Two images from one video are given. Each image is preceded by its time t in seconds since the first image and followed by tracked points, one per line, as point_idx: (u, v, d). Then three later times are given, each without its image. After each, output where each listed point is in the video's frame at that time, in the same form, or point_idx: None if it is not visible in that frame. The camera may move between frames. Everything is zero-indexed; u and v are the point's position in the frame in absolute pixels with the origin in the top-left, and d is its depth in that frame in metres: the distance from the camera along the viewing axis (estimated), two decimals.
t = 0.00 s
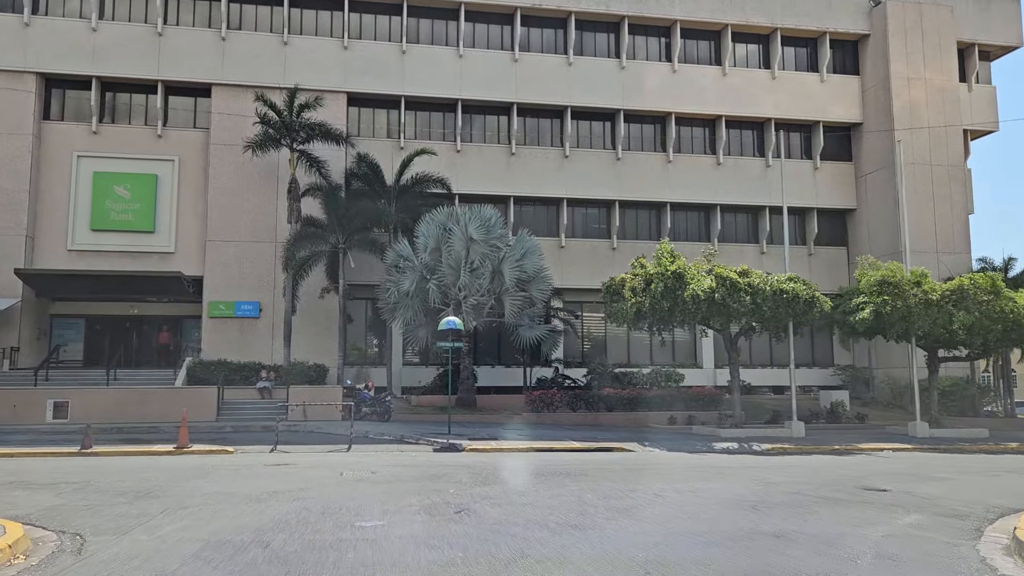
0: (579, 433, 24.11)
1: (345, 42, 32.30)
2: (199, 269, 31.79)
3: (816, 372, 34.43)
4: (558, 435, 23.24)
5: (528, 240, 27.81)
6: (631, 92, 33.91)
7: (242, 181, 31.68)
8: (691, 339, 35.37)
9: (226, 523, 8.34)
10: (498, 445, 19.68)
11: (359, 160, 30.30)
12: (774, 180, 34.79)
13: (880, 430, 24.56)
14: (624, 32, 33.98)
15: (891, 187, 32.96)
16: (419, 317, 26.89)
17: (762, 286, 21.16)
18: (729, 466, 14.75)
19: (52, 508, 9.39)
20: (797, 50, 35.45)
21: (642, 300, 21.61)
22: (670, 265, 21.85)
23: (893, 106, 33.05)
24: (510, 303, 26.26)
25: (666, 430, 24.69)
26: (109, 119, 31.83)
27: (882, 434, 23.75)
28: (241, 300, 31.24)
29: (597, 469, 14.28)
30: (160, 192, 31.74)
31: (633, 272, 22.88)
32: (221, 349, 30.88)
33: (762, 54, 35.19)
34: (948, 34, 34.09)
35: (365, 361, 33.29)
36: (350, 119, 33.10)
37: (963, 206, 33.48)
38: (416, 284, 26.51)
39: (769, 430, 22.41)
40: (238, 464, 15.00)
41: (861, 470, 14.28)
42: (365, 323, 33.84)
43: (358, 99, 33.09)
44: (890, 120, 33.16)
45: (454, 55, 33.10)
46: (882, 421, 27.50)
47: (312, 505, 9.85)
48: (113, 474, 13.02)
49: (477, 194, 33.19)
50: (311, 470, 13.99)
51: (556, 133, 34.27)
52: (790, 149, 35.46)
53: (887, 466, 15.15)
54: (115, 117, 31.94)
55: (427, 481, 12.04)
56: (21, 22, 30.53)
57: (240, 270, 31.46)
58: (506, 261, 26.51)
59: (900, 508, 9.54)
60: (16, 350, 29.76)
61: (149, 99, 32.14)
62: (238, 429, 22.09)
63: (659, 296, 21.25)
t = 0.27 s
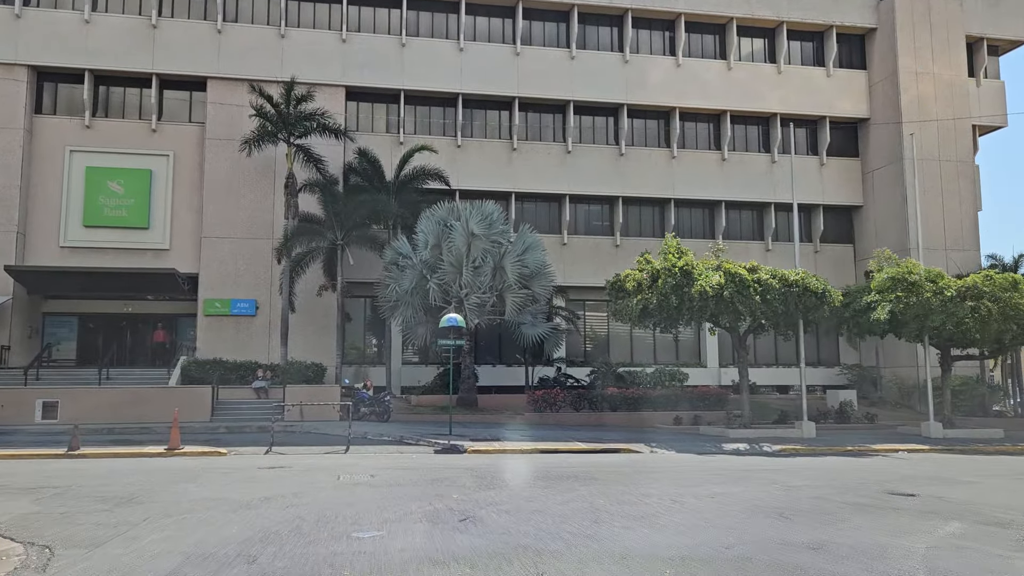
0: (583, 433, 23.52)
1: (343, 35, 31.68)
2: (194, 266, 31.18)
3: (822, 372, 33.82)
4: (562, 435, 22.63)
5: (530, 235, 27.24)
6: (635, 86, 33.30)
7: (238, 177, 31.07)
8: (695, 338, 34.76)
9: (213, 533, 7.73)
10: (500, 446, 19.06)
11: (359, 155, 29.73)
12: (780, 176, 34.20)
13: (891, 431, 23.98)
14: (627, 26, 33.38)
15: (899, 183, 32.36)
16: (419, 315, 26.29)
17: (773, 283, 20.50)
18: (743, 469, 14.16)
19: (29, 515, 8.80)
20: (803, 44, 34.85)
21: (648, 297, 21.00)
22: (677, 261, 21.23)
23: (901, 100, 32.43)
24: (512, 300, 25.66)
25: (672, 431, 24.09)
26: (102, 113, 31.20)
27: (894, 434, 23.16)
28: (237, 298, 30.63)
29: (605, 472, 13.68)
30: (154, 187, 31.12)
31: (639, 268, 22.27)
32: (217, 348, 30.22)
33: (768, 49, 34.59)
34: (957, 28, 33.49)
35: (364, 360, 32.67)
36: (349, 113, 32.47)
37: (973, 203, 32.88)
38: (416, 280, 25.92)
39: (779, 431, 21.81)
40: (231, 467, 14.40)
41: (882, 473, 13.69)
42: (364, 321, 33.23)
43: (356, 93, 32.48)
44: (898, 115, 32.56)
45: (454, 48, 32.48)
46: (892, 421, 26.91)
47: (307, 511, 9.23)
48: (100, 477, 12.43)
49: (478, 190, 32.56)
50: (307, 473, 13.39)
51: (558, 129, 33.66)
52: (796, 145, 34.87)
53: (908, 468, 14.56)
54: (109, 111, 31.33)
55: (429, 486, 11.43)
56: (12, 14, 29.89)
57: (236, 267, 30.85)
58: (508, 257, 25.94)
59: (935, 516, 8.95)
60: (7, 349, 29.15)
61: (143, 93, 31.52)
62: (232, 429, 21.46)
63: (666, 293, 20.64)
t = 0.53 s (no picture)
0: (587, 434, 22.84)
1: (341, 27, 31.01)
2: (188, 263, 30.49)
3: (829, 372, 33.15)
4: (566, 437, 21.96)
5: (532, 231, 26.60)
6: (638, 80, 32.65)
7: (234, 172, 30.39)
8: (699, 338, 34.10)
9: (195, 546, 7.07)
10: (503, 448, 18.38)
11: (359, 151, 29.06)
12: (786, 172, 33.55)
13: (904, 432, 23.32)
14: (631, 19, 32.72)
15: (908, 179, 31.71)
16: (418, 313, 25.61)
17: (786, 279, 19.82)
18: (758, 472, 13.50)
19: None
20: (810, 38, 34.22)
21: (656, 293, 20.39)
22: (686, 256, 20.57)
23: (910, 94, 31.78)
24: (514, 297, 24.99)
25: (679, 432, 23.42)
26: (94, 107, 30.51)
27: (907, 436, 22.51)
28: (232, 296, 29.92)
29: (615, 476, 13.01)
30: (148, 182, 30.42)
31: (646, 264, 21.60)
32: (211, 347, 29.52)
33: (774, 42, 33.95)
34: (967, 22, 32.85)
35: (363, 360, 31.99)
36: (347, 107, 31.79)
37: (984, 200, 32.24)
38: (416, 277, 25.27)
39: (789, 432, 21.15)
40: (221, 470, 13.72)
41: (906, 477, 13.02)
42: (363, 320, 32.55)
43: (354, 87, 31.80)
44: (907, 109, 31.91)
45: (454, 41, 31.81)
46: (903, 422, 26.25)
47: (299, 521, 8.56)
48: (81, 481, 11.76)
49: (478, 186, 31.88)
50: (301, 477, 12.71)
51: (560, 123, 32.99)
52: (802, 140, 34.22)
53: (931, 472, 13.89)
54: (101, 105, 30.64)
55: (430, 492, 10.75)
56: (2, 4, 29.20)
57: (231, 264, 30.15)
58: (510, 253, 25.30)
59: (978, 527, 8.28)
60: None
61: (136, 86, 30.84)
62: (226, 430, 20.77)
63: (674, 289, 20.02)
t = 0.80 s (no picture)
0: (592, 436, 22.17)
1: (339, 19, 30.32)
2: (181, 260, 29.76)
3: (836, 373, 32.48)
4: (571, 439, 21.26)
5: (535, 227, 25.96)
6: (643, 74, 32.00)
7: (229, 167, 29.70)
8: (704, 337, 33.43)
9: (175, 563, 6.40)
10: (506, 450, 17.68)
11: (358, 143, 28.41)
12: (793, 169, 32.90)
13: (918, 434, 22.66)
14: (635, 11, 32.06)
15: (918, 175, 31.06)
16: (418, 311, 24.92)
17: (799, 276, 19.21)
18: (778, 478, 12.81)
19: None
20: (817, 32, 33.56)
21: (664, 291, 19.75)
22: (695, 252, 19.99)
23: (920, 89, 31.12)
24: (518, 295, 24.45)
25: (686, 434, 22.76)
26: (86, 100, 29.79)
27: (922, 437, 21.87)
28: (226, 294, 29.21)
29: (626, 482, 12.34)
30: (140, 177, 29.69)
31: (654, 260, 21.00)
32: (205, 346, 28.81)
33: (780, 36, 33.30)
34: (977, 15, 32.23)
35: (361, 360, 31.30)
36: (344, 101, 31.09)
37: (995, 196, 31.59)
38: (415, 274, 24.59)
39: (802, 434, 20.48)
40: (211, 474, 13.02)
41: (933, 483, 12.36)
42: (361, 319, 31.87)
43: (352, 80, 31.11)
44: (917, 105, 31.27)
45: (454, 33, 31.12)
46: (916, 424, 25.58)
47: (292, 533, 7.89)
48: (61, 487, 11.07)
49: (479, 182, 31.19)
50: (295, 482, 12.01)
51: (562, 118, 32.31)
52: (809, 136, 33.57)
53: (957, 478, 13.24)
54: (93, 98, 29.92)
55: (433, 500, 10.07)
56: None
57: (226, 261, 29.44)
58: (512, 249, 24.65)
59: None
60: None
61: (129, 79, 30.11)
62: (218, 432, 20.07)
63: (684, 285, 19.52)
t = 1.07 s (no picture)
0: (596, 438, 21.54)
1: (336, 11, 29.66)
2: (174, 257, 29.07)
3: (843, 373, 31.85)
4: (574, 440, 20.64)
5: (537, 224, 25.33)
6: (646, 68, 31.40)
7: (223, 162, 29.06)
8: (708, 336, 32.80)
9: None
10: (509, 453, 17.04)
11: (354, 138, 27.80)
12: (798, 165, 32.30)
13: (930, 436, 22.07)
14: (639, 5, 31.45)
15: (927, 172, 30.45)
16: (417, 309, 24.27)
17: (812, 273, 18.61)
18: (795, 483, 12.21)
19: None
20: (824, 26, 32.97)
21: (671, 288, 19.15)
22: (704, 247, 19.46)
23: (929, 84, 30.54)
24: (520, 293, 23.83)
25: (692, 436, 22.14)
26: (77, 94, 29.13)
27: (935, 439, 21.26)
28: (221, 292, 28.56)
29: (637, 487, 11.71)
30: (132, 172, 29.00)
31: (660, 257, 20.46)
32: (199, 345, 28.13)
33: (786, 30, 32.70)
34: (987, 9, 31.66)
35: (358, 360, 30.64)
36: (342, 95, 30.45)
37: (1005, 193, 30.99)
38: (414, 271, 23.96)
39: (813, 436, 19.88)
40: (199, 479, 12.40)
41: (960, 489, 11.75)
42: (358, 318, 31.21)
43: (350, 74, 30.47)
44: (925, 100, 30.69)
45: (454, 26, 30.49)
46: (927, 426, 24.97)
47: (280, 546, 7.27)
48: (39, 493, 10.46)
49: (480, 178, 30.56)
50: (287, 488, 11.39)
51: (565, 113, 31.69)
52: (815, 132, 32.97)
53: (983, 483, 12.62)
54: (85, 91, 29.28)
55: (434, 508, 9.44)
56: None
57: (220, 258, 28.77)
58: (514, 246, 24.02)
59: None
60: None
61: (121, 72, 29.46)
62: (210, 434, 19.42)
63: (692, 281, 19.05)
